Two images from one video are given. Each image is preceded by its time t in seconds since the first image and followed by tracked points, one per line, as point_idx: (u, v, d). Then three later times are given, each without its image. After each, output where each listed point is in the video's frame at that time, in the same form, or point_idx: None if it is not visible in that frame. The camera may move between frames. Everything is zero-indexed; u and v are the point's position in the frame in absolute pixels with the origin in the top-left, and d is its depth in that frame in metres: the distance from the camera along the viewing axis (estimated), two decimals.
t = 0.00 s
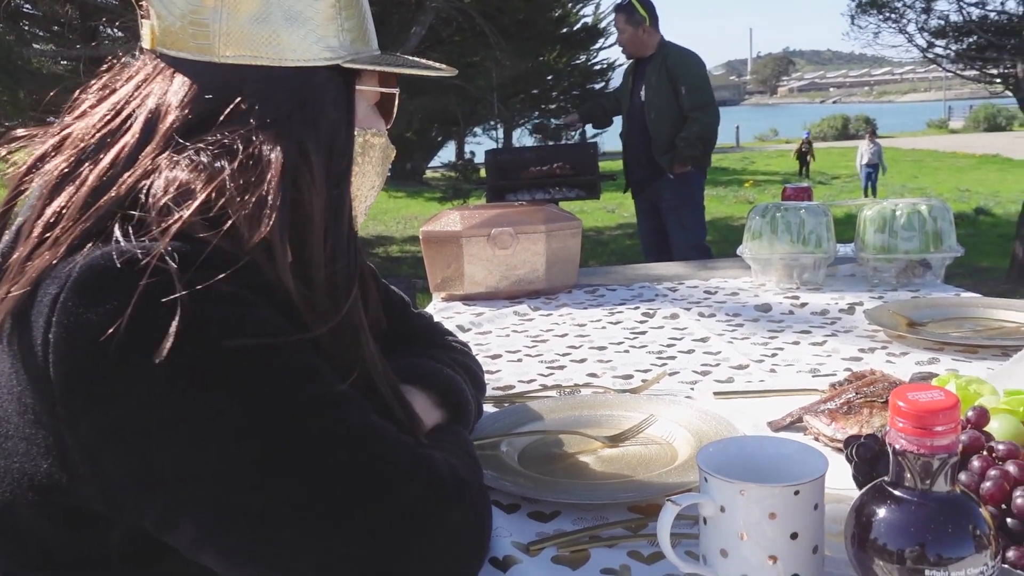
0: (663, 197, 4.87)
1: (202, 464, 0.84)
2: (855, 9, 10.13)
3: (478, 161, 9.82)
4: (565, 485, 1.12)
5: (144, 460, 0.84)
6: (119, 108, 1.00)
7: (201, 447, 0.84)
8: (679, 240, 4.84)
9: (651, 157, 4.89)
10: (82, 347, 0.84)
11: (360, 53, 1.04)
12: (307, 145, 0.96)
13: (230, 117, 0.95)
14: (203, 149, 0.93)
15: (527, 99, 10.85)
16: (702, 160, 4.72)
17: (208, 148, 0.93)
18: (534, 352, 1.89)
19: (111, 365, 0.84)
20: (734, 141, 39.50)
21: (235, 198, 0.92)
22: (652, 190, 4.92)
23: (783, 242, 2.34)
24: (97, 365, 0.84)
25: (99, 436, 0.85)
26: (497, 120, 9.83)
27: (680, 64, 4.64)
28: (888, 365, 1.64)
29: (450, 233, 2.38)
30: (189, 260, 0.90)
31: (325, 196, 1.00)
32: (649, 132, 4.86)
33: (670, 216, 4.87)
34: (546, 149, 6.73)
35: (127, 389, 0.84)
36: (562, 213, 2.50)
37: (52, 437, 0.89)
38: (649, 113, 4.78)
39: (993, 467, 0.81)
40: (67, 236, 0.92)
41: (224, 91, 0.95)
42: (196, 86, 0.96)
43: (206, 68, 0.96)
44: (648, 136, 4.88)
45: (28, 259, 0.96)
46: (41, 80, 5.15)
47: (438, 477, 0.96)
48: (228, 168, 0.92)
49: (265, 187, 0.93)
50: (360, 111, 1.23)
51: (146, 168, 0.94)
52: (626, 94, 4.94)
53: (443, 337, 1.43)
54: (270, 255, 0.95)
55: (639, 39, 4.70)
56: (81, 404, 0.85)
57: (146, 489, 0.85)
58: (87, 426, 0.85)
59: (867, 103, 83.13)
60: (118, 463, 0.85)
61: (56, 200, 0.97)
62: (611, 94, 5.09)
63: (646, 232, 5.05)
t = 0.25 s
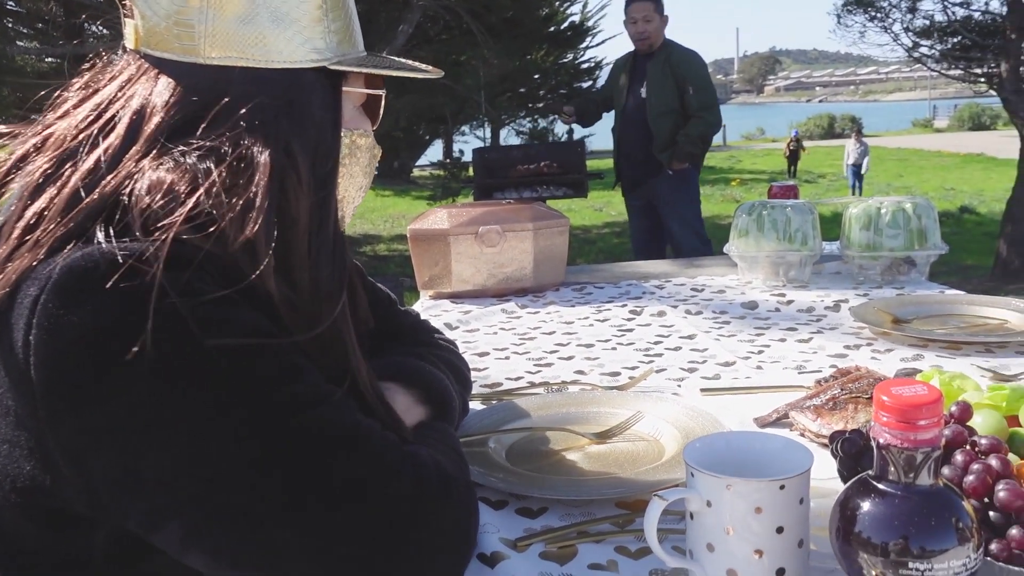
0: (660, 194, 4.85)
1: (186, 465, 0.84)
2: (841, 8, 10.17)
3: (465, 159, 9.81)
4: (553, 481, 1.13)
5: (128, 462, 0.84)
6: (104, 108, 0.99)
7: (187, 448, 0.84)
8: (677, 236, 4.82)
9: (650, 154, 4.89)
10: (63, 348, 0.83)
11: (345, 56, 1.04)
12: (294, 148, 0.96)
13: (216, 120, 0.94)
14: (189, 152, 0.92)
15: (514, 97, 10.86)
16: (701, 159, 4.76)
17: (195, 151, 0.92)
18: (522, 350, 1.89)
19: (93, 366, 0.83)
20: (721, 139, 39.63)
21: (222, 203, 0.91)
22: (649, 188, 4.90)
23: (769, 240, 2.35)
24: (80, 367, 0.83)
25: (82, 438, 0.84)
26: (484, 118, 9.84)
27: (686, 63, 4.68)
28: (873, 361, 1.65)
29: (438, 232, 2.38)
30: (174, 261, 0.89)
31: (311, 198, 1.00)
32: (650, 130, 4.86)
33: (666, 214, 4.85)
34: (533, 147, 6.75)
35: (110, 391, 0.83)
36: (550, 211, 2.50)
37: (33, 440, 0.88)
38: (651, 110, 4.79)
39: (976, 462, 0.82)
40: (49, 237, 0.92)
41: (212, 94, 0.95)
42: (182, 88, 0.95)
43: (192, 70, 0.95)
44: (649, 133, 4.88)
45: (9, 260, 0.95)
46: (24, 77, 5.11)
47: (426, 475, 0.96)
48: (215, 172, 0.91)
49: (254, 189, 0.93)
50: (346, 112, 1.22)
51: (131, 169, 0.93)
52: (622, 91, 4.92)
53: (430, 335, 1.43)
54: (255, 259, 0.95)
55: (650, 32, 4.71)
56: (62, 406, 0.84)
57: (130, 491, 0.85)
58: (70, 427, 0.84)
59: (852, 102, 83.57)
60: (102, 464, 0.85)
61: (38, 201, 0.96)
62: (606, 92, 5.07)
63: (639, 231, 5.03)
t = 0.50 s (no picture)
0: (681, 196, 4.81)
1: (171, 465, 0.83)
2: (831, 8, 10.22)
3: (456, 158, 9.82)
4: (541, 478, 1.13)
5: (113, 461, 0.83)
6: (90, 106, 0.99)
7: (172, 449, 0.83)
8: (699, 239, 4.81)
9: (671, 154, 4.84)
10: (47, 348, 0.83)
11: (336, 55, 1.04)
12: (283, 147, 0.95)
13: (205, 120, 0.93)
14: (178, 151, 0.92)
15: (504, 96, 10.87)
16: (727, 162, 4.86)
17: (185, 150, 0.92)
18: (511, 348, 1.89)
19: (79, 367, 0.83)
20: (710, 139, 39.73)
21: (212, 204, 0.91)
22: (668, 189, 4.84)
23: (758, 238, 2.35)
24: (64, 366, 0.83)
25: (67, 438, 0.84)
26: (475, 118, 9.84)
27: (720, 68, 4.79)
28: (860, 359, 1.66)
29: (428, 230, 2.37)
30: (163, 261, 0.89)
31: (300, 198, 0.99)
32: (678, 131, 4.86)
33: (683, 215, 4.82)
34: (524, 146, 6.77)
35: (94, 390, 0.82)
36: (540, 209, 2.50)
37: (18, 441, 0.87)
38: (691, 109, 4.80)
39: (962, 457, 0.82)
40: (32, 236, 0.91)
41: (202, 95, 0.94)
42: (171, 87, 0.94)
43: (180, 68, 0.94)
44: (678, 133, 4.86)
45: None
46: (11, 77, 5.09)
47: (414, 477, 0.96)
48: (206, 172, 0.91)
49: (246, 189, 0.92)
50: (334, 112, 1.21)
51: (117, 168, 0.93)
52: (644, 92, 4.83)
53: (419, 333, 1.43)
54: (242, 258, 0.94)
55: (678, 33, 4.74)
56: (46, 405, 0.83)
57: (116, 491, 0.84)
58: (54, 427, 0.84)
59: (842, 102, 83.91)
60: (86, 464, 0.84)
61: (23, 199, 0.96)
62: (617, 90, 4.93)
63: (644, 234, 4.92)
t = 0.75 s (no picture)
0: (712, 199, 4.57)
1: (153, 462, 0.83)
2: (816, 10, 10.27)
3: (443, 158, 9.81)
4: (527, 476, 1.13)
5: (97, 457, 0.83)
6: (76, 102, 0.98)
7: (155, 446, 0.83)
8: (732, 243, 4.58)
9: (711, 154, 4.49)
10: (29, 344, 0.83)
11: (322, 53, 1.04)
12: (271, 143, 0.95)
13: (192, 116, 0.93)
14: (165, 147, 0.92)
15: (491, 96, 10.87)
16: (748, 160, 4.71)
17: (173, 146, 0.92)
18: (498, 347, 1.89)
19: (64, 362, 0.83)
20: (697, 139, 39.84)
21: (200, 197, 0.91)
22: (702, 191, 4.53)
23: (744, 237, 2.36)
24: (49, 361, 0.83)
25: (50, 435, 0.84)
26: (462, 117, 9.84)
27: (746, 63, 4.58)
28: (845, 357, 1.67)
29: (415, 229, 2.39)
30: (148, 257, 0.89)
31: (286, 195, 0.99)
32: (717, 128, 4.50)
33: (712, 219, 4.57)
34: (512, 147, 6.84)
35: (79, 385, 0.82)
36: (527, 208, 2.51)
37: (2, 437, 0.87)
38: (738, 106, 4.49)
39: (943, 453, 0.83)
40: (17, 233, 0.91)
41: (190, 92, 0.93)
42: (156, 83, 0.93)
43: (167, 64, 0.94)
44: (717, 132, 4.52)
45: None
46: None
47: (399, 476, 0.96)
48: (194, 168, 0.91)
49: (233, 185, 0.92)
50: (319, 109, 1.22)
51: (103, 165, 0.93)
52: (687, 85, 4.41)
53: (405, 331, 1.43)
54: (229, 254, 0.93)
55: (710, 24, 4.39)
56: (30, 401, 0.83)
57: (100, 487, 0.85)
58: (38, 423, 0.84)
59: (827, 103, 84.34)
60: (70, 460, 0.84)
61: (8, 196, 0.96)
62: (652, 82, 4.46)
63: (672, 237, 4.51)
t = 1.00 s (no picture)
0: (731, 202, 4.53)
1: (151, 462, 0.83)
2: (801, 12, 10.33)
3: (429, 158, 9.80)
4: (512, 474, 1.14)
5: (81, 456, 0.83)
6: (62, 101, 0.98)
7: (145, 444, 0.83)
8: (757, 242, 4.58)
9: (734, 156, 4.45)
10: (18, 342, 0.83)
11: (308, 51, 1.04)
12: (259, 141, 0.94)
13: (180, 113, 0.93)
14: (156, 145, 0.91)
15: (478, 96, 10.87)
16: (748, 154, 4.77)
17: (162, 143, 0.91)
18: (484, 346, 1.90)
19: (50, 361, 0.83)
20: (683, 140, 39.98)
21: (193, 194, 0.90)
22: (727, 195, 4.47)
23: (728, 238, 2.38)
24: (33, 359, 0.83)
25: (37, 436, 0.83)
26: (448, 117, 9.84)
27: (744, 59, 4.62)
28: (827, 356, 1.69)
29: (401, 229, 2.39)
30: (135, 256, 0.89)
31: (275, 192, 0.99)
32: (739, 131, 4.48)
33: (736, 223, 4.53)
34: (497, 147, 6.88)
35: (64, 384, 0.83)
36: (513, 208, 2.52)
37: None
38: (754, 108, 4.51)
39: (923, 450, 0.84)
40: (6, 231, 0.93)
41: (175, 90, 0.93)
42: (143, 81, 0.93)
43: (154, 63, 0.93)
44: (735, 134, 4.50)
45: None
46: None
47: (388, 470, 0.97)
48: (185, 165, 0.90)
49: (225, 182, 0.91)
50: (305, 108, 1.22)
51: (93, 164, 0.93)
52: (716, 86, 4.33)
53: (390, 330, 1.43)
54: (216, 252, 0.93)
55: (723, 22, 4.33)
56: (15, 400, 0.83)
57: (83, 486, 0.84)
58: (23, 422, 0.84)
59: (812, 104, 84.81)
60: (54, 459, 0.84)
61: None
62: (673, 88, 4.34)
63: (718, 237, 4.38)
